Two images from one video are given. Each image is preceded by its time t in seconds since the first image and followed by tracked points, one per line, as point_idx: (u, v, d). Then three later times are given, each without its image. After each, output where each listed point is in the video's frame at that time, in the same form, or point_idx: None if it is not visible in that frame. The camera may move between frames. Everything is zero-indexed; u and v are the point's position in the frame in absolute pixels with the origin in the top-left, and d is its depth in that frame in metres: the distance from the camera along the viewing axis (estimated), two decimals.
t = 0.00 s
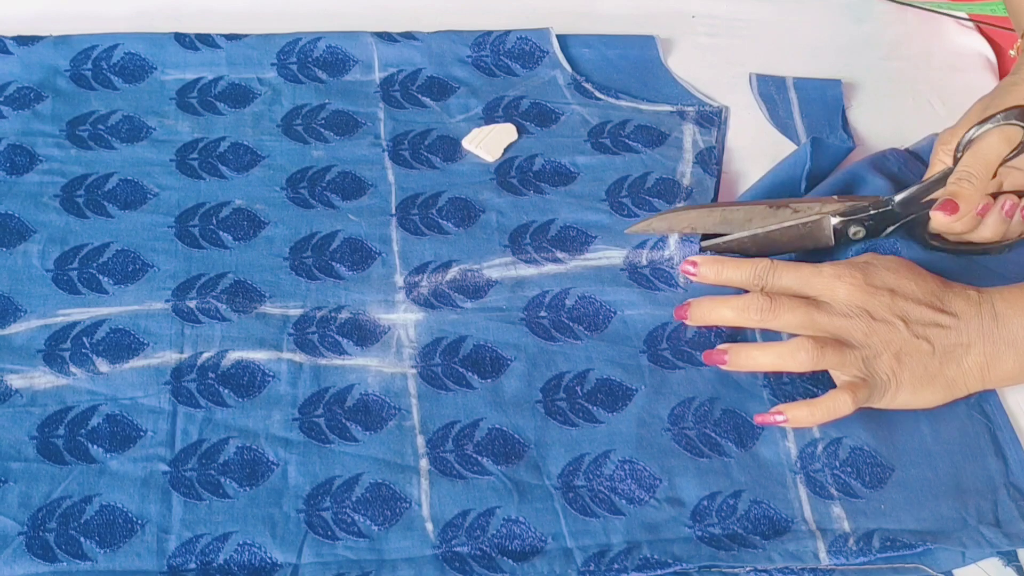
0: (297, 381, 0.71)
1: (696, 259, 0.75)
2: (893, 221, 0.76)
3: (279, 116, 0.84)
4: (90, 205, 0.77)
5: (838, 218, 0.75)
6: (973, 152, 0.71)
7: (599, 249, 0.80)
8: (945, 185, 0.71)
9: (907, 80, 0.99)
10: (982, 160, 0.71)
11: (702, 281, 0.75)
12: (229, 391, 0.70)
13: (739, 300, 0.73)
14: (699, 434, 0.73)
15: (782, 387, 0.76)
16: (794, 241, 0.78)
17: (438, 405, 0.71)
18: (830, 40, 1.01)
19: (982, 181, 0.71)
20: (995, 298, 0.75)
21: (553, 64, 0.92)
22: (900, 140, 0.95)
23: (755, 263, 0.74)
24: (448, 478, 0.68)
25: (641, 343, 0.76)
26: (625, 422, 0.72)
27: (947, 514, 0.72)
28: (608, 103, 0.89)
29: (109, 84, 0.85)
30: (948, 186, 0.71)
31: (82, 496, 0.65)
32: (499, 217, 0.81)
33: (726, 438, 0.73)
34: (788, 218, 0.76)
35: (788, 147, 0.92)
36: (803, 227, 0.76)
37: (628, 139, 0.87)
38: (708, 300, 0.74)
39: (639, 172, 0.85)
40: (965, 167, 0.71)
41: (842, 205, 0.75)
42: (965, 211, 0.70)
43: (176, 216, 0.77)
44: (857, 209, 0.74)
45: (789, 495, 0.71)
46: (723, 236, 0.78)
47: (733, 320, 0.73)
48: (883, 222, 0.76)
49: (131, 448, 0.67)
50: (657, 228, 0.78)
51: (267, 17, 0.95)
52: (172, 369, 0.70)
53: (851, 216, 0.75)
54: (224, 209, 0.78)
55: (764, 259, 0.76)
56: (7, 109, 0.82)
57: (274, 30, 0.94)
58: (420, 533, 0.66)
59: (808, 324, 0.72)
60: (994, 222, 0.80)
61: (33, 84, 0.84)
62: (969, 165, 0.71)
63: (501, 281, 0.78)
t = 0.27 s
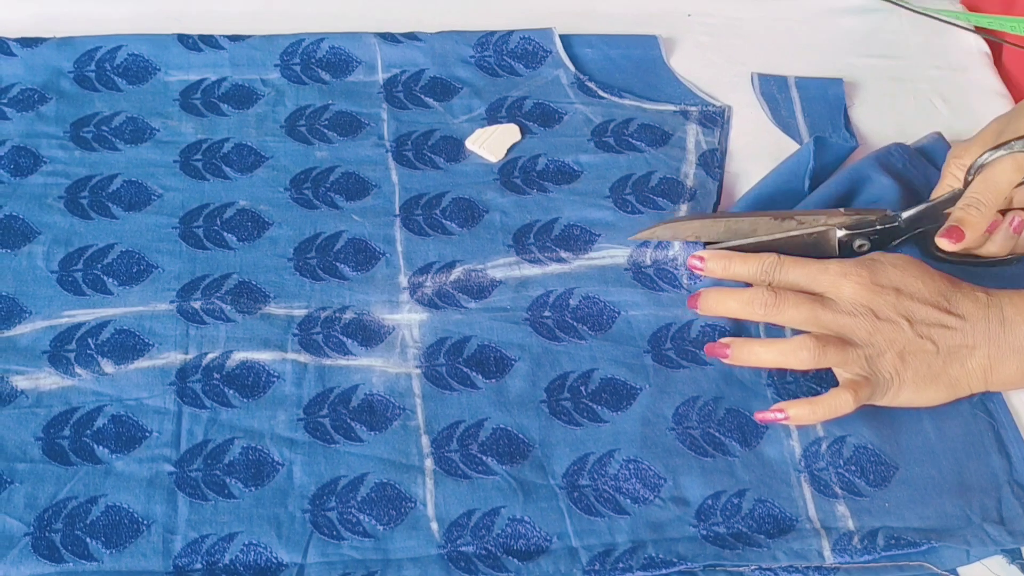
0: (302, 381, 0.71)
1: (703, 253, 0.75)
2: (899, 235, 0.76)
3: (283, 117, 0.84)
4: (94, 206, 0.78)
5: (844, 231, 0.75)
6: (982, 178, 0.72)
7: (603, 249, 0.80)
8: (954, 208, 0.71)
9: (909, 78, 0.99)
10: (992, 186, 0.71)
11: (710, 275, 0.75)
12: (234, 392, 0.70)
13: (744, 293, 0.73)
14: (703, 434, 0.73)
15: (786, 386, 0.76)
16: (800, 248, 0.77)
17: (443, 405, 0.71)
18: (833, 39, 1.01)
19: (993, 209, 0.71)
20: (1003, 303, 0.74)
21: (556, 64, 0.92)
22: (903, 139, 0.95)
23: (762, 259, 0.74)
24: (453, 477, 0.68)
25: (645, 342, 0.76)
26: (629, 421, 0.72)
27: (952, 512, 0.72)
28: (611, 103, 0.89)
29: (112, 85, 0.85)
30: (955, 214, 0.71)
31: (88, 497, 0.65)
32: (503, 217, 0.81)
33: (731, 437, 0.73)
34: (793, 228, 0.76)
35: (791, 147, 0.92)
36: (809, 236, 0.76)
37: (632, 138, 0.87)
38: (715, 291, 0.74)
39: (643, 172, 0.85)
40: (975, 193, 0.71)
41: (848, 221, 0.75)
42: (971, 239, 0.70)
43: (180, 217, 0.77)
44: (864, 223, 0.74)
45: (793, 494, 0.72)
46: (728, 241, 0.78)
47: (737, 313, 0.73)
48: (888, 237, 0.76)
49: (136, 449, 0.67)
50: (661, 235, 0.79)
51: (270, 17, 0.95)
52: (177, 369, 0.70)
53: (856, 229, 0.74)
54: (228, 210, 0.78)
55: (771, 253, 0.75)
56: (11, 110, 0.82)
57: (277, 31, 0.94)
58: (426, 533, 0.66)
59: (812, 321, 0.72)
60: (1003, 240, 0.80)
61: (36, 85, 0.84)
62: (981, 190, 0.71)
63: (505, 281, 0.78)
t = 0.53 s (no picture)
0: (311, 380, 0.71)
1: (711, 258, 0.75)
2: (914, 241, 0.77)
3: (290, 117, 0.84)
4: (102, 206, 0.78)
5: (857, 237, 0.76)
6: (1000, 192, 0.73)
7: (611, 248, 0.80)
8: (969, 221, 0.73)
9: (915, 77, 0.99)
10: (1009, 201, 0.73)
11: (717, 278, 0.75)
12: (243, 391, 0.70)
13: (754, 292, 0.73)
14: (711, 432, 0.73)
15: (793, 385, 0.76)
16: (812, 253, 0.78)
17: (451, 404, 0.71)
18: (838, 38, 1.01)
19: (1007, 222, 0.73)
20: (1013, 305, 0.74)
21: (562, 63, 0.92)
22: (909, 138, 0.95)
23: (771, 260, 0.75)
24: (462, 476, 0.68)
25: (653, 341, 0.76)
26: (637, 420, 0.72)
27: (960, 510, 0.72)
28: (618, 102, 0.89)
29: (119, 85, 0.85)
30: (970, 226, 0.73)
31: (97, 496, 0.65)
32: (510, 215, 0.81)
33: (739, 436, 0.73)
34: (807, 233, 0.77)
35: (798, 146, 0.92)
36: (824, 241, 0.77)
37: (638, 137, 0.87)
38: (726, 289, 0.75)
39: (650, 172, 0.85)
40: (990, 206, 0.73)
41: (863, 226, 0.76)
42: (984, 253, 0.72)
43: (188, 216, 0.77)
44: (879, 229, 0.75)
45: (802, 493, 0.72)
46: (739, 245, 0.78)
47: (746, 309, 0.74)
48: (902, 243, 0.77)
49: (145, 448, 0.67)
50: (675, 239, 0.79)
51: (276, 17, 0.95)
52: (186, 369, 0.71)
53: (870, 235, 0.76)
54: (236, 210, 0.78)
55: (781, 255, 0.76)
56: (18, 110, 0.82)
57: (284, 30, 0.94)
58: (434, 531, 0.66)
59: (820, 320, 0.73)
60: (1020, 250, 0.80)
61: (43, 85, 0.84)
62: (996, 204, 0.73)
63: (513, 280, 0.78)
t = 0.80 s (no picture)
0: (327, 379, 0.71)
1: (728, 255, 0.75)
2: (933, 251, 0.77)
3: (305, 116, 0.84)
4: (119, 205, 0.78)
5: (878, 245, 0.75)
6: None
7: (626, 248, 0.80)
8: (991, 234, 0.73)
9: (928, 76, 0.99)
10: None
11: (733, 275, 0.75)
12: (260, 390, 0.70)
13: (770, 288, 0.73)
14: (727, 432, 0.73)
15: (809, 384, 0.76)
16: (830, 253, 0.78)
17: (467, 403, 0.71)
18: (851, 37, 1.01)
19: None
20: None
21: (576, 63, 0.92)
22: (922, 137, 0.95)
23: (789, 258, 0.74)
24: (478, 475, 0.69)
25: (669, 341, 0.76)
26: (653, 419, 0.72)
27: (977, 510, 0.72)
28: (632, 102, 0.89)
29: (135, 85, 0.85)
30: (991, 240, 0.73)
31: (116, 494, 0.65)
32: (525, 215, 0.81)
33: (755, 436, 0.73)
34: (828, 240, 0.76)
35: (812, 146, 0.92)
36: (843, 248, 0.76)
37: (653, 137, 0.87)
38: (743, 283, 0.74)
39: (665, 173, 0.85)
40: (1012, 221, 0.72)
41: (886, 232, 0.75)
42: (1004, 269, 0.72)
43: (204, 216, 0.78)
44: (900, 237, 0.75)
45: (818, 492, 0.71)
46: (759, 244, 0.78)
47: (762, 305, 0.74)
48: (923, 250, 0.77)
49: (163, 447, 0.67)
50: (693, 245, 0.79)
51: (290, 17, 0.95)
52: (203, 368, 0.71)
53: (891, 243, 0.75)
54: (252, 209, 0.78)
55: (799, 252, 0.75)
56: (35, 110, 0.82)
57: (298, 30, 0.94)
58: (452, 530, 0.66)
59: (836, 319, 0.72)
60: None
61: (59, 85, 0.84)
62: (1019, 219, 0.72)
63: (529, 279, 0.78)
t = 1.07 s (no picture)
0: (347, 379, 0.71)
1: (746, 254, 0.75)
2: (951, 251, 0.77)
3: (323, 118, 0.85)
4: (138, 207, 0.78)
5: (895, 245, 0.76)
6: None
7: (643, 249, 0.81)
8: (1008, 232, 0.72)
9: (942, 77, 0.99)
10: None
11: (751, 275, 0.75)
12: (280, 391, 0.71)
13: (787, 288, 0.73)
14: (745, 432, 0.73)
15: (826, 385, 0.76)
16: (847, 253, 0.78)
17: (486, 403, 0.72)
18: (865, 39, 1.01)
19: None
20: None
21: (592, 65, 0.92)
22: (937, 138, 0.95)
23: (806, 258, 0.74)
24: (497, 475, 0.69)
25: (686, 341, 0.76)
26: (671, 420, 0.72)
27: (994, 510, 0.72)
28: (648, 103, 0.90)
29: (154, 87, 0.85)
30: (1008, 238, 0.72)
31: (137, 494, 0.66)
32: (542, 216, 0.81)
33: (773, 436, 0.73)
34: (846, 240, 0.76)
35: (827, 147, 0.92)
36: (860, 249, 0.76)
37: (669, 139, 0.87)
38: (761, 283, 0.74)
39: (681, 174, 0.85)
40: None
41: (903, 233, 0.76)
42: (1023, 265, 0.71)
43: (223, 217, 0.78)
44: (916, 237, 0.76)
45: (836, 492, 0.72)
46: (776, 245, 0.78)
47: (780, 305, 0.74)
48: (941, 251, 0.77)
49: (184, 447, 0.68)
50: (708, 245, 0.80)
51: (307, 19, 0.96)
52: (223, 368, 0.71)
53: (907, 243, 0.76)
54: (271, 210, 0.79)
55: (816, 253, 0.75)
56: (54, 112, 0.83)
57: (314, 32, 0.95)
58: (471, 530, 0.67)
59: (852, 320, 0.72)
60: None
61: (78, 87, 0.84)
62: None
63: (546, 280, 0.78)
